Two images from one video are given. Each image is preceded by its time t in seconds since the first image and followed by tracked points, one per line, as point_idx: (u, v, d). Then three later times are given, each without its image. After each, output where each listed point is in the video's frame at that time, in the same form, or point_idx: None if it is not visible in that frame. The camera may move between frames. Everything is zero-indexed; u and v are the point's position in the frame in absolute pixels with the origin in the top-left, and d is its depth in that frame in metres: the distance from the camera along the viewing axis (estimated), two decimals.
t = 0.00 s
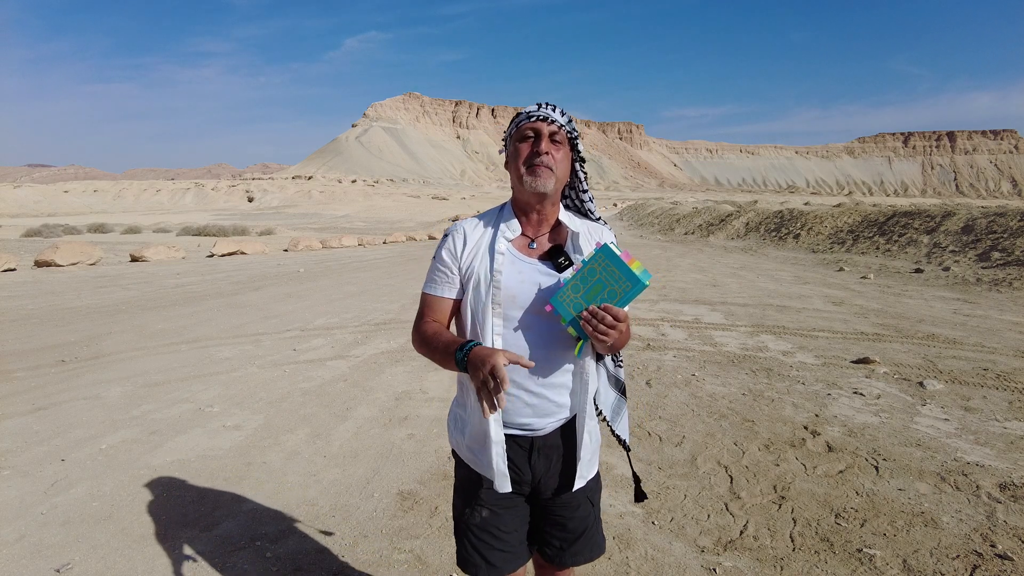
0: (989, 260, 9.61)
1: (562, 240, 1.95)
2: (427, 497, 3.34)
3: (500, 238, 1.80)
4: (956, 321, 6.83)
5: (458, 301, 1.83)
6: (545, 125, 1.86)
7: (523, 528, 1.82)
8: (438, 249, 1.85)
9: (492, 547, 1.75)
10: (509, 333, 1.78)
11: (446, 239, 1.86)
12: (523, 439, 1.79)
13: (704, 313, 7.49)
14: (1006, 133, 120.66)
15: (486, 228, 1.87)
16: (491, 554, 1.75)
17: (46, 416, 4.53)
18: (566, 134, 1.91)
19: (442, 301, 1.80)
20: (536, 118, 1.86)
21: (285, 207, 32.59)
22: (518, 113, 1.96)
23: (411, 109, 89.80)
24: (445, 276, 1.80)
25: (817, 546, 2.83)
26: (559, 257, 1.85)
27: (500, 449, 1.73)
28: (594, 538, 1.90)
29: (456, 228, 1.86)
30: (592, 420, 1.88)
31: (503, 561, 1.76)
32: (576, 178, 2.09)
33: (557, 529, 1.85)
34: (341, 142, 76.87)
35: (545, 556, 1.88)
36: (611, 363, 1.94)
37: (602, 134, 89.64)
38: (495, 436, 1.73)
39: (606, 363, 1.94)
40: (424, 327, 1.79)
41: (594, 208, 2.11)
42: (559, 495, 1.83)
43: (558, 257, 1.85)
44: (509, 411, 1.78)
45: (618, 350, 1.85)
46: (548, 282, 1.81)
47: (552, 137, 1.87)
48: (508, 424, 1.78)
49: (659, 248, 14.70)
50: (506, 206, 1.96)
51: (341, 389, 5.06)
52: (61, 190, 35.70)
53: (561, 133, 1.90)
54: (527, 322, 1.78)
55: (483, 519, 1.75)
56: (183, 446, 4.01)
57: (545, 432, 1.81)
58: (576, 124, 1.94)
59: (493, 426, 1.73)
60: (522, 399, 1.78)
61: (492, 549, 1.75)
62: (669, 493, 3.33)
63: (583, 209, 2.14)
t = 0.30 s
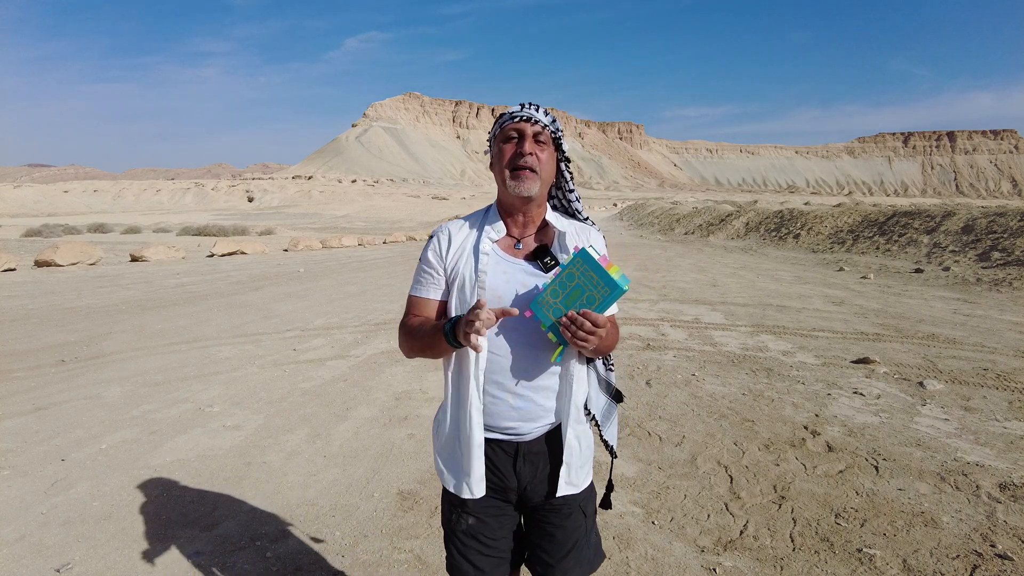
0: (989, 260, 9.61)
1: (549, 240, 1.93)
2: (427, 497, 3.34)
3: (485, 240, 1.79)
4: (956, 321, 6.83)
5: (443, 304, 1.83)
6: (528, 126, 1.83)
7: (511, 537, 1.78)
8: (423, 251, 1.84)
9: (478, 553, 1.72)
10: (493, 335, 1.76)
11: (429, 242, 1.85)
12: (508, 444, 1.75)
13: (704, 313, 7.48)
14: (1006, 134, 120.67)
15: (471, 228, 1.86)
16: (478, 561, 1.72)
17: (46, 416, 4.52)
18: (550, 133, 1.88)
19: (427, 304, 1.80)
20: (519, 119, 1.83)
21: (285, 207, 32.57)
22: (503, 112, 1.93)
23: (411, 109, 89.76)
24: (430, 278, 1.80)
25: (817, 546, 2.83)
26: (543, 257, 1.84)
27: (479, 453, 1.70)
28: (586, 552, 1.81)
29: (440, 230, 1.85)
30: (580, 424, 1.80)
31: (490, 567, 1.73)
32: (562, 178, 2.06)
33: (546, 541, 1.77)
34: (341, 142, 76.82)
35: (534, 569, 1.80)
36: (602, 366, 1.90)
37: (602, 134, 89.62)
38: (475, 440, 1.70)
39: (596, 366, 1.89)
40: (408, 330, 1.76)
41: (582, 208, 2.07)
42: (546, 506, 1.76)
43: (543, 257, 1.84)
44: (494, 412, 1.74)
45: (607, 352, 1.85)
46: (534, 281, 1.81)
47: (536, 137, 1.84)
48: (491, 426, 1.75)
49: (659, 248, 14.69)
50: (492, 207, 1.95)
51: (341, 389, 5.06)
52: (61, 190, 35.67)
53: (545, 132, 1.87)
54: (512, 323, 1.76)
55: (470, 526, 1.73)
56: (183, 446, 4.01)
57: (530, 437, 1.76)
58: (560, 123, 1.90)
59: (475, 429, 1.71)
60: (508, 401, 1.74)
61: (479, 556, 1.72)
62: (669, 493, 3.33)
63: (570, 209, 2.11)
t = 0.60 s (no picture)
0: (989, 260, 9.60)
1: (542, 241, 1.92)
2: (427, 497, 3.34)
3: (478, 242, 1.78)
4: (956, 322, 6.83)
5: (437, 307, 1.83)
6: (518, 128, 1.82)
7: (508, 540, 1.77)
8: (418, 257, 1.84)
9: (475, 556, 1.72)
10: (486, 337, 1.75)
11: (424, 248, 1.85)
12: (506, 446, 1.74)
13: (704, 313, 7.48)
14: (1005, 134, 120.69)
15: (464, 232, 1.86)
16: (475, 563, 1.72)
17: (46, 416, 4.53)
18: (540, 135, 1.87)
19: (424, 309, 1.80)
20: (508, 122, 1.83)
21: (285, 207, 32.56)
22: (492, 115, 1.93)
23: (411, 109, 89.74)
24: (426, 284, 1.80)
25: (817, 546, 2.83)
26: (537, 256, 1.82)
27: (479, 457, 1.68)
28: (583, 558, 1.78)
29: (434, 235, 1.85)
30: (580, 424, 1.80)
31: (486, 569, 1.73)
32: (553, 177, 2.05)
33: (542, 545, 1.75)
34: (341, 142, 76.81)
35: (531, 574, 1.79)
36: (603, 364, 1.91)
37: (602, 134, 89.62)
38: (475, 443, 1.69)
39: (597, 364, 1.91)
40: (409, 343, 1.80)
41: (576, 207, 2.07)
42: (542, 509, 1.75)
43: (537, 256, 1.82)
44: (493, 414, 1.73)
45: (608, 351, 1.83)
46: (528, 281, 1.78)
47: (526, 140, 1.84)
48: (489, 429, 1.74)
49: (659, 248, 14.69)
50: (485, 209, 1.95)
51: (341, 389, 5.06)
52: (62, 190, 35.66)
53: (535, 134, 1.86)
54: (504, 324, 1.75)
55: (467, 528, 1.72)
56: (183, 446, 4.01)
57: (528, 439, 1.76)
58: (550, 124, 1.90)
59: (472, 431, 1.69)
60: (505, 400, 1.73)
61: (476, 558, 1.72)
62: (669, 493, 3.32)
63: (565, 208, 2.10)
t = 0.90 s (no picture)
0: (989, 260, 9.60)
1: (542, 239, 1.91)
2: (427, 497, 3.34)
3: (476, 241, 1.78)
4: (957, 322, 6.83)
5: (437, 307, 1.83)
6: (513, 127, 1.82)
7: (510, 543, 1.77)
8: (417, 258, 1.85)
9: (476, 559, 1.71)
10: (485, 336, 1.75)
11: (423, 248, 1.86)
12: (506, 448, 1.73)
13: (704, 313, 7.48)
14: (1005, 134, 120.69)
15: (462, 231, 1.86)
16: (476, 567, 1.71)
17: (46, 416, 4.53)
18: (536, 132, 1.87)
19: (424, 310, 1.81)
20: (503, 120, 1.82)
21: (285, 207, 32.57)
22: (488, 114, 1.93)
23: (411, 109, 89.70)
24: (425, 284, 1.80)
25: (817, 546, 2.83)
26: (536, 255, 1.81)
27: (473, 458, 1.69)
28: (586, 563, 1.77)
29: (433, 235, 1.85)
30: (580, 425, 1.79)
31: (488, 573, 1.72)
32: (551, 175, 2.05)
33: (545, 549, 1.74)
34: (341, 142, 76.81)
35: None
36: (605, 365, 1.92)
37: (602, 134, 89.61)
38: (467, 444, 1.69)
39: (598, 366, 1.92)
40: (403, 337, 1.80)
41: (575, 204, 2.06)
42: (544, 513, 1.73)
43: (536, 255, 1.81)
44: (490, 414, 1.73)
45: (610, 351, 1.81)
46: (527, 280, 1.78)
47: (523, 138, 1.83)
48: (485, 430, 1.74)
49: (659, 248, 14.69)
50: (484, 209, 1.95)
51: (341, 389, 5.06)
52: (62, 190, 35.66)
53: (530, 132, 1.86)
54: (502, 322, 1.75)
55: (467, 532, 1.72)
56: (183, 446, 4.01)
57: (528, 441, 1.74)
58: (545, 121, 1.89)
59: (467, 432, 1.71)
60: (504, 401, 1.73)
61: (477, 562, 1.71)
62: (669, 494, 3.32)
63: (564, 207, 2.09)
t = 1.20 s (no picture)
0: (990, 260, 9.60)
1: (543, 239, 1.91)
2: (427, 497, 3.34)
3: (477, 243, 1.78)
4: (957, 322, 6.82)
5: (437, 310, 1.83)
6: (514, 124, 1.83)
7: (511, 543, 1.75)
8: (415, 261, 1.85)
9: (478, 560, 1.70)
10: (488, 339, 1.73)
11: (422, 250, 1.85)
12: (509, 448, 1.72)
13: (704, 313, 7.48)
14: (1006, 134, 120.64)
15: (462, 233, 1.85)
16: (479, 568, 1.70)
17: (46, 416, 4.52)
18: (537, 130, 1.88)
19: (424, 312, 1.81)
20: (504, 117, 1.83)
21: (285, 207, 32.56)
22: (488, 111, 1.93)
23: (411, 109, 89.67)
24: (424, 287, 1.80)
25: (817, 546, 2.83)
26: (537, 256, 1.80)
27: (480, 462, 1.67)
28: (588, 561, 1.74)
29: (432, 236, 1.85)
30: (583, 424, 1.78)
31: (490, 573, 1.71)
32: (552, 174, 2.05)
33: (544, 546, 1.72)
34: (341, 142, 76.80)
35: None
36: (604, 364, 1.90)
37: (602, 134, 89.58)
38: (475, 447, 1.67)
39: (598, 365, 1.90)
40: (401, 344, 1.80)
41: (575, 204, 2.07)
42: (546, 509, 1.72)
43: (537, 256, 1.80)
44: (494, 417, 1.72)
45: (610, 351, 1.82)
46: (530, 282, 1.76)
47: (524, 134, 1.84)
48: (491, 432, 1.73)
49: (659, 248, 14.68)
50: (484, 208, 1.95)
51: (341, 389, 5.06)
52: (62, 190, 35.66)
53: (532, 128, 1.86)
54: (505, 325, 1.73)
55: (470, 533, 1.71)
56: (183, 446, 4.01)
57: (532, 441, 1.74)
58: (546, 120, 1.91)
59: (474, 435, 1.68)
60: (508, 403, 1.72)
61: (479, 562, 1.70)
62: (669, 494, 3.32)
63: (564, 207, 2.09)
